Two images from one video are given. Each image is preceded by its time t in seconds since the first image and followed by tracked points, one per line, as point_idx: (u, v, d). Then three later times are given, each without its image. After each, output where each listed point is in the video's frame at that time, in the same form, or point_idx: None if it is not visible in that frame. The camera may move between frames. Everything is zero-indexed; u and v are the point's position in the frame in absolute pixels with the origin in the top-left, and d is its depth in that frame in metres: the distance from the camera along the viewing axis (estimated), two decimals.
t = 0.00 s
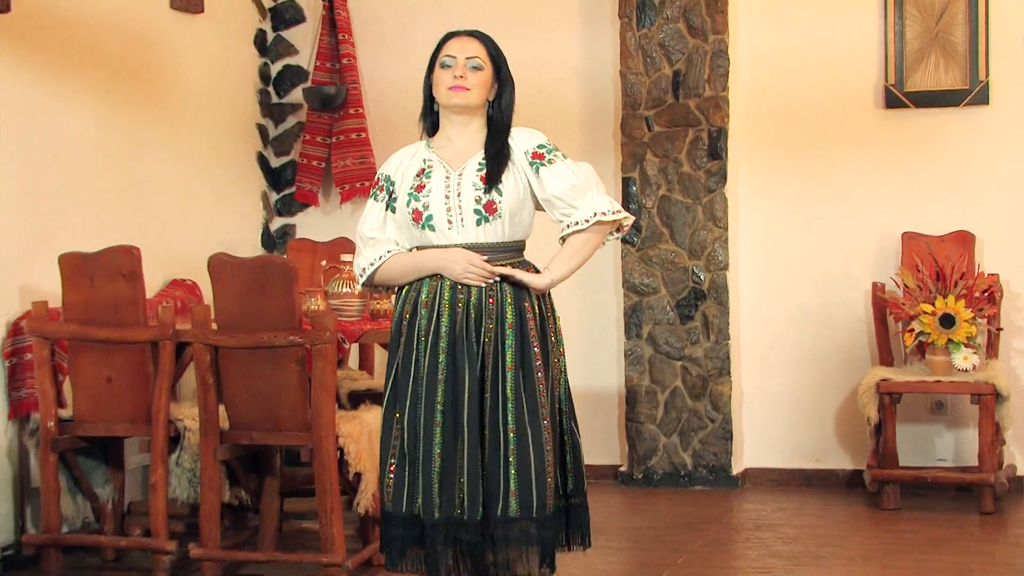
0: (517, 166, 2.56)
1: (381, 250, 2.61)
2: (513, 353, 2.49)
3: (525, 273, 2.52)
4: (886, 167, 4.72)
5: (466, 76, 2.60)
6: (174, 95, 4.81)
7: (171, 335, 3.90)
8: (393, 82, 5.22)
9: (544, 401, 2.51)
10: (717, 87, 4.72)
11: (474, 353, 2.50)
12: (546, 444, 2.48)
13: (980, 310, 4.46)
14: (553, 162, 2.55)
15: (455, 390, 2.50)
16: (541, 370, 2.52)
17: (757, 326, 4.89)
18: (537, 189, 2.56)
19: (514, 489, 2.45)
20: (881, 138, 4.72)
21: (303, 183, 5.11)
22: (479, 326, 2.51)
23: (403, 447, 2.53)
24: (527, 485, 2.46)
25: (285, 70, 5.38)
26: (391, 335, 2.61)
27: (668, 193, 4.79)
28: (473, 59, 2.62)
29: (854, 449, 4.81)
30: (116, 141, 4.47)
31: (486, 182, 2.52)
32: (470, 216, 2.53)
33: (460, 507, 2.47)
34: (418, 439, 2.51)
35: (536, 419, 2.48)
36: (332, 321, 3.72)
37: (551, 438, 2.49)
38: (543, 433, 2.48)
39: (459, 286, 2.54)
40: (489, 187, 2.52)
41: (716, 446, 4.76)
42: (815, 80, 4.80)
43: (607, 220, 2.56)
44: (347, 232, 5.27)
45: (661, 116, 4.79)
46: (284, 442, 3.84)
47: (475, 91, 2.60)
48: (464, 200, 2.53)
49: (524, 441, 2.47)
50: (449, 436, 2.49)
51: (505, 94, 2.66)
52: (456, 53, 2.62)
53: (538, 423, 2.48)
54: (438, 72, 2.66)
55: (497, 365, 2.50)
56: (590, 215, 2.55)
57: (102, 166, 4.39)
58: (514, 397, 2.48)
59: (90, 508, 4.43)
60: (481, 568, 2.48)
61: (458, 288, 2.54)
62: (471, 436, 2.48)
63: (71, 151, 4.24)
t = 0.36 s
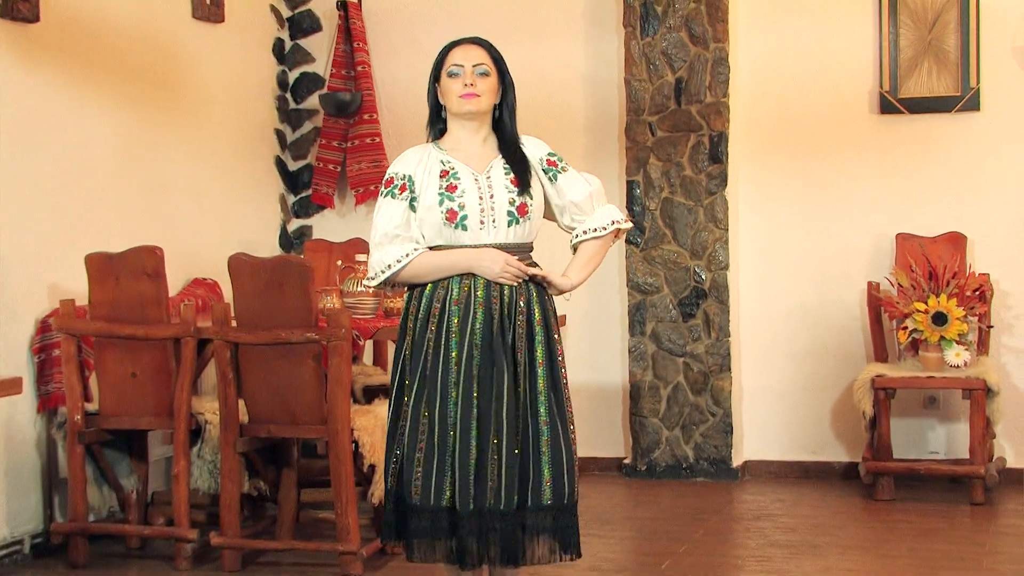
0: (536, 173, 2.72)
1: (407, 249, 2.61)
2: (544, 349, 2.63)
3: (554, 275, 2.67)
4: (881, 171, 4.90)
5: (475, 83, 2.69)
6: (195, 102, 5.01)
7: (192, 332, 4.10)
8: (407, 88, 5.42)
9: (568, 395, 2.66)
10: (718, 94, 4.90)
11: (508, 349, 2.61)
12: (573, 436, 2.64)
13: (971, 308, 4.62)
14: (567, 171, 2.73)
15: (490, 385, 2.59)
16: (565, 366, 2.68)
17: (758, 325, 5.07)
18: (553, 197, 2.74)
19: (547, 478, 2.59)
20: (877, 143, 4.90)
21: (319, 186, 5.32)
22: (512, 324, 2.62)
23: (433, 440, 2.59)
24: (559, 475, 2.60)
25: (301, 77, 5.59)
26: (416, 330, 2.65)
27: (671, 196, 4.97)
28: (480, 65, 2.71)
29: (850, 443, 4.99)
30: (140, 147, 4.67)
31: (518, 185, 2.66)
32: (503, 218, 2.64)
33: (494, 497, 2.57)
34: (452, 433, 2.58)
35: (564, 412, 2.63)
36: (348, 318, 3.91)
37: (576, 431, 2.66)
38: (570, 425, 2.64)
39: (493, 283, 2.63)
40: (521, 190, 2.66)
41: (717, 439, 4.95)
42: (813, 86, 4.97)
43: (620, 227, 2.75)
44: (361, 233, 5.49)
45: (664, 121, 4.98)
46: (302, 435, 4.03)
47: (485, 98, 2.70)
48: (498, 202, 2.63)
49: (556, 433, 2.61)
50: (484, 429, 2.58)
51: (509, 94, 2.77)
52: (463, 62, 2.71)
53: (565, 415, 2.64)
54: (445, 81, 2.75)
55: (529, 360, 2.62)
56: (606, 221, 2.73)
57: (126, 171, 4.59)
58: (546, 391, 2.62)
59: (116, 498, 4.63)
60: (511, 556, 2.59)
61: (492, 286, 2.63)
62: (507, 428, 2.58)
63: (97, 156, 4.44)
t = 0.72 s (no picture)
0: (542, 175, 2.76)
1: (428, 248, 2.59)
2: (558, 344, 2.67)
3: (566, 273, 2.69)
4: (874, 175, 5.08)
5: (486, 89, 2.68)
6: (212, 107, 5.19)
7: (210, 329, 4.29)
8: (417, 95, 5.63)
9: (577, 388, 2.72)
10: (717, 100, 5.09)
11: (527, 345, 2.64)
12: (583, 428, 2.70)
13: (960, 307, 4.80)
14: (567, 173, 2.79)
15: (512, 379, 2.61)
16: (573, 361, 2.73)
17: (757, 323, 5.25)
18: (556, 198, 2.80)
19: (564, 470, 2.62)
20: (870, 148, 5.08)
21: (333, 189, 5.55)
22: (529, 319, 2.65)
23: (457, 433, 2.59)
24: (574, 466, 2.64)
25: (316, 84, 5.80)
26: (436, 327, 2.64)
27: (671, 199, 5.16)
28: (489, 70, 2.70)
29: (844, 436, 5.18)
30: (160, 151, 4.86)
31: (533, 188, 2.68)
32: (521, 219, 2.66)
33: (517, 488, 2.59)
34: (475, 427, 2.59)
35: (576, 404, 2.68)
36: (359, 316, 4.10)
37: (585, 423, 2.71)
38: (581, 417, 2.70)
39: (512, 283, 2.65)
40: (536, 193, 2.69)
41: (715, 433, 5.14)
42: (809, 93, 5.15)
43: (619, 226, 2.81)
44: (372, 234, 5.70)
45: (664, 127, 5.16)
46: (316, 428, 4.23)
47: (495, 103, 2.69)
48: (516, 203, 2.65)
49: (571, 425, 2.65)
50: (506, 423, 2.60)
51: (513, 99, 2.77)
52: (473, 67, 2.69)
53: (576, 408, 2.69)
54: (452, 86, 2.73)
55: (544, 355, 2.66)
56: (606, 221, 2.78)
57: (147, 174, 4.78)
58: (561, 385, 2.66)
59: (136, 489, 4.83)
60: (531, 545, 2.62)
61: (511, 283, 2.64)
62: (528, 422, 2.61)
63: (119, 160, 4.64)
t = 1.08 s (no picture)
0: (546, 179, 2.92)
1: (429, 250, 2.79)
2: (555, 341, 2.83)
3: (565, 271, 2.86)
4: (870, 179, 5.27)
5: (496, 97, 2.87)
6: (229, 113, 5.39)
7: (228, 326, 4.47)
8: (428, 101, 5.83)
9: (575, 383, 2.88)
10: (717, 106, 5.28)
11: (525, 342, 2.80)
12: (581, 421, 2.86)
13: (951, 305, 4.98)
14: (573, 174, 2.92)
15: (510, 375, 2.78)
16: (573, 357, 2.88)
17: (756, 321, 5.44)
18: (562, 199, 2.94)
19: (560, 461, 2.80)
20: (865, 152, 5.27)
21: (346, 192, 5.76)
22: (528, 318, 2.82)
23: (458, 427, 2.77)
24: (571, 458, 2.81)
25: (330, 91, 6.00)
26: (440, 324, 2.83)
27: (673, 202, 5.35)
28: (500, 80, 2.88)
29: (839, 430, 5.37)
30: (180, 155, 5.06)
31: (532, 190, 2.85)
32: (519, 221, 2.83)
33: (515, 478, 2.77)
34: (475, 420, 2.77)
35: (573, 398, 2.84)
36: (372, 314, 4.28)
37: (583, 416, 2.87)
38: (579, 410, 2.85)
39: (510, 282, 2.82)
40: (534, 195, 2.85)
41: (715, 427, 5.34)
42: (805, 99, 5.34)
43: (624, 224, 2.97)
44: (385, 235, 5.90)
45: (666, 132, 5.35)
46: (331, 421, 4.42)
47: (502, 111, 2.88)
48: (514, 205, 2.82)
49: (567, 418, 2.82)
50: (504, 416, 2.77)
51: (522, 108, 2.96)
52: (485, 77, 2.88)
53: (574, 402, 2.85)
54: (464, 92, 2.91)
55: (542, 351, 2.83)
56: (610, 220, 2.95)
57: (167, 178, 4.98)
58: (558, 380, 2.82)
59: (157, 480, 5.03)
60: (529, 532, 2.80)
61: (510, 283, 2.82)
62: (525, 415, 2.78)
63: (141, 164, 4.84)
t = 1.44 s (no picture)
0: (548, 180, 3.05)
1: (430, 250, 3.02)
2: (552, 339, 2.97)
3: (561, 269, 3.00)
4: (867, 182, 5.45)
5: (504, 107, 3.04)
6: (248, 118, 5.60)
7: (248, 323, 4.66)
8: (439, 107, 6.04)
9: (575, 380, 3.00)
10: (719, 111, 5.47)
11: (520, 339, 2.96)
12: (581, 417, 2.97)
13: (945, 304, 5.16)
14: (577, 176, 3.05)
15: (504, 371, 2.95)
16: (575, 354, 3.01)
17: (757, 320, 5.63)
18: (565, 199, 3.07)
19: (555, 455, 2.93)
20: (863, 156, 5.45)
21: (361, 194, 6.00)
22: (523, 316, 2.97)
23: (457, 421, 2.96)
24: (567, 452, 2.93)
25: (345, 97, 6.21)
26: (442, 323, 3.04)
27: (677, 204, 5.54)
28: (510, 90, 3.06)
29: (837, 425, 5.56)
30: (200, 159, 5.27)
31: (527, 191, 3.00)
32: (514, 221, 3.00)
33: (510, 471, 2.93)
34: (471, 414, 2.94)
35: (571, 395, 2.96)
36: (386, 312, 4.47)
37: (585, 412, 2.97)
38: (578, 406, 2.96)
39: (504, 280, 3.00)
40: (530, 196, 3.00)
41: (717, 421, 5.53)
42: (804, 105, 5.53)
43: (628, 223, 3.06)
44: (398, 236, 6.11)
45: (670, 136, 5.54)
46: (346, 414, 4.62)
47: (510, 120, 3.04)
48: (508, 206, 2.99)
49: (563, 414, 2.94)
50: (499, 410, 2.94)
51: (534, 116, 3.12)
52: (496, 86, 3.05)
53: (572, 398, 2.96)
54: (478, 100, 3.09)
55: (539, 349, 2.97)
56: (612, 219, 3.05)
57: (189, 180, 5.18)
58: (553, 376, 2.96)
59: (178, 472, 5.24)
60: (526, 522, 2.96)
61: (503, 281, 3.00)
62: (519, 409, 2.94)
63: (164, 167, 5.04)
